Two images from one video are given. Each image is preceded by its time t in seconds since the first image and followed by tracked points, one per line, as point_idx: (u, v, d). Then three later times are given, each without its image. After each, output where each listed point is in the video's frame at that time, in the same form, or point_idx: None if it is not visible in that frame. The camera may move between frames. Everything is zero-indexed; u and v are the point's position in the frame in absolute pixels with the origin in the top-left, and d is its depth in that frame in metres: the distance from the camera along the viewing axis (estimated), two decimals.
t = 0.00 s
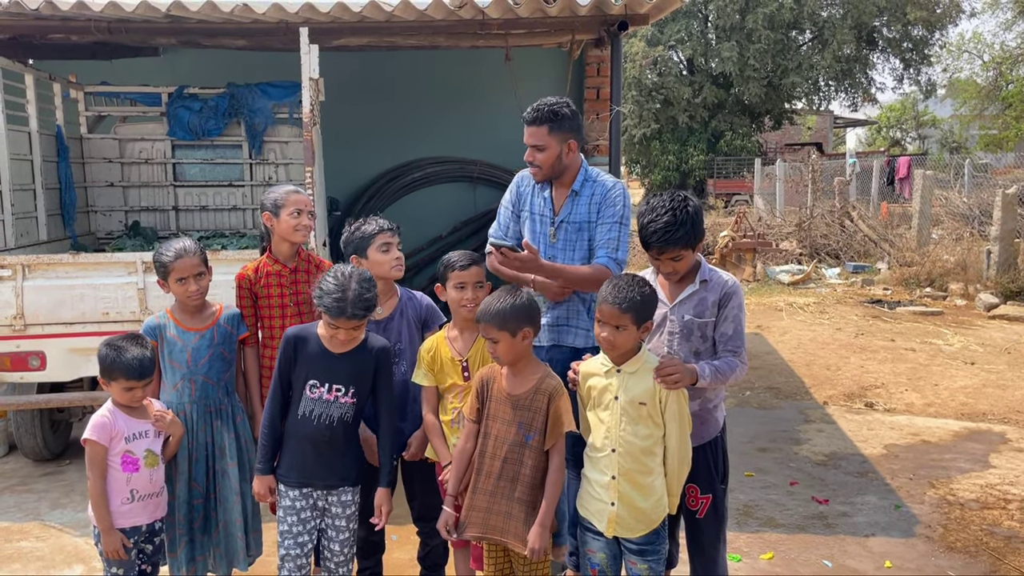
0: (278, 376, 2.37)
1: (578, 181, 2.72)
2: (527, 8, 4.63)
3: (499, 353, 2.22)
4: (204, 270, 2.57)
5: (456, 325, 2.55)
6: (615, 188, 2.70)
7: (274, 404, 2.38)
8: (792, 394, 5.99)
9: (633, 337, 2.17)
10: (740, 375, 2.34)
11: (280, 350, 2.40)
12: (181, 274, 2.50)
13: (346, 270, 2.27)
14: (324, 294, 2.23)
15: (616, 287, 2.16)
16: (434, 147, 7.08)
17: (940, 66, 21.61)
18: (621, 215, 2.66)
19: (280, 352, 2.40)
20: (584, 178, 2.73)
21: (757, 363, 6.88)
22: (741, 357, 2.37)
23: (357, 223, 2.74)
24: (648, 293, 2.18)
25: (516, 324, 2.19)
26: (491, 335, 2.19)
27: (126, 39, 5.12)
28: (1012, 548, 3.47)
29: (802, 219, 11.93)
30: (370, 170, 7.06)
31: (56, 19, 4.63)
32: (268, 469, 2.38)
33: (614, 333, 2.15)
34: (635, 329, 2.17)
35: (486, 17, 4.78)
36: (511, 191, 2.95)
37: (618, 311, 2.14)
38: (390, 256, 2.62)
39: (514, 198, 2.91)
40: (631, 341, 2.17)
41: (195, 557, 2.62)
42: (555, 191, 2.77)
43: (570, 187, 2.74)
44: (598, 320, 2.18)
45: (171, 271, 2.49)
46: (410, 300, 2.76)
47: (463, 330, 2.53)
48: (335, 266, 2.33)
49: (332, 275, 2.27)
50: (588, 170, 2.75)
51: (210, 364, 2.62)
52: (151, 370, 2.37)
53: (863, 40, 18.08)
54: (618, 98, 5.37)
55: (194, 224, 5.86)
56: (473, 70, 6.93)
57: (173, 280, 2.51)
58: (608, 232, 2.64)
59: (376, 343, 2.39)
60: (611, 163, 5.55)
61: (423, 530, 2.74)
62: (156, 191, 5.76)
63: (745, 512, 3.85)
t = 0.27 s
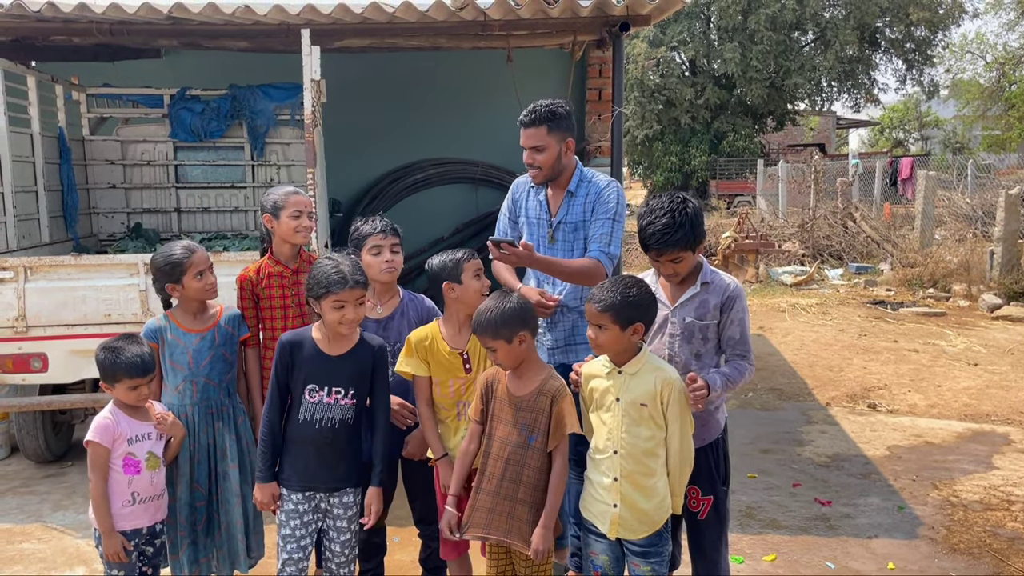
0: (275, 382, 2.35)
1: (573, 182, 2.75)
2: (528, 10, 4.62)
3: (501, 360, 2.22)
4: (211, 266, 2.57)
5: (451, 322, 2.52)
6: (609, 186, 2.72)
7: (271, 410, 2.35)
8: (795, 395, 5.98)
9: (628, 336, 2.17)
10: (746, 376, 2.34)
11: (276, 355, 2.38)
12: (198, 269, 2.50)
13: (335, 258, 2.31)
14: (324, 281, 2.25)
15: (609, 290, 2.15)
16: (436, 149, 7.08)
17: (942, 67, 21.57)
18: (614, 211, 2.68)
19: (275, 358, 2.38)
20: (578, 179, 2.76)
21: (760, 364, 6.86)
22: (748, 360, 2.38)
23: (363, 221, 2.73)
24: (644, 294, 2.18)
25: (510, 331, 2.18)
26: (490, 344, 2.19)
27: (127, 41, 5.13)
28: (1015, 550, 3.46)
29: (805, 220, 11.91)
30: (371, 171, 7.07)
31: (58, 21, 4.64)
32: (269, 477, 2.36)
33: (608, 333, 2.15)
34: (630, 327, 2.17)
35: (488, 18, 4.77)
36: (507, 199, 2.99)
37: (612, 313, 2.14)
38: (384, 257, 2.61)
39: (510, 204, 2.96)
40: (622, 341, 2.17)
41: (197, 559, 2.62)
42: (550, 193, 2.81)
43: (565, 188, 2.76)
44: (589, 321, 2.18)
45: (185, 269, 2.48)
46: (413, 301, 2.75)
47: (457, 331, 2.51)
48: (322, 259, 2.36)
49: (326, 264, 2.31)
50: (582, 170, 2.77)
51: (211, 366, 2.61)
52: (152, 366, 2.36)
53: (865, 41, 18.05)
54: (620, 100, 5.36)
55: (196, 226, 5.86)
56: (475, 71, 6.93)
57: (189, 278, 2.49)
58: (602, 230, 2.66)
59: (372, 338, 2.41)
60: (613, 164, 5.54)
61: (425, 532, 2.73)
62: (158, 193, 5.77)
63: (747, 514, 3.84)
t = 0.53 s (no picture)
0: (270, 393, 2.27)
1: (569, 179, 2.77)
2: (529, 10, 4.62)
3: (500, 360, 2.21)
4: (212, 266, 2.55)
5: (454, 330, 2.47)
6: (604, 182, 2.72)
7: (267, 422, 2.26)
8: (798, 395, 5.97)
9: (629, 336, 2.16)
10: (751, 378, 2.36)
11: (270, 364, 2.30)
12: (204, 269, 2.49)
13: (322, 255, 2.34)
14: (330, 270, 2.29)
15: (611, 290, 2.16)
16: (438, 149, 7.09)
17: (945, 66, 21.55)
18: (608, 204, 2.67)
19: (270, 368, 2.30)
20: (574, 176, 2.78)
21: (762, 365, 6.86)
22: (752, 363, 2.38)
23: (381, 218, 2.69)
24: (645, 294, 2.18)
25: (510, 331, 2.17)
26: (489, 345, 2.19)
27: (130, 42, 5.14)
28: (1019, 551, 3.45)
29: (808, 220, 11.90)
30: (373, 172, 7.08)
31: (60, 22, 4.65)
32: (274, 492, 2.28)
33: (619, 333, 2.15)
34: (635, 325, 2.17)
35: (490, 18, 4.78)
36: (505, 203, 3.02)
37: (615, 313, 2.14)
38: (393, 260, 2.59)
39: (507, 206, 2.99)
40: (625, 341, 2.16)
41: (205, 560, 2.59)
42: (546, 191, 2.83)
43: (561, 186, 2.78)
44: (591, 323, 2.18)
45: (190, 269, 2.46)
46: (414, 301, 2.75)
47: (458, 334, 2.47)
48: (304, 261, 2.35)
49: (317, 260, 2.33)
50: (577, 168, 2.79)
51: (218, 365, 2.58)
52: (153, 361, 2.35)
53: (868, 41, 18.03)
54: (622, 99, 5.35)
55: (198, 227, 5.87)
56: (477, 72, 6.93)
57: (194, 279, 2.47)
58: (598, 224, 2.65)
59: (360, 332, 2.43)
60: (615, 164, 5.53)
61: (427, 533, 2.73)
62: (161, 193, 5.78)
63: (749, 514, 3.83)
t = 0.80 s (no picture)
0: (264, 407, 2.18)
1: (566, 177, 2.77)
2: (532, 11, 4.61)
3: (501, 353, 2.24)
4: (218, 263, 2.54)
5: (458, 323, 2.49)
6: (602, 181, 2.71)
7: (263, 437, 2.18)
8: (801, 395, 5.96)
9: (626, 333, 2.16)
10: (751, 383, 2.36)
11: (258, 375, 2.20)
12: (210, 260, 2.50)
13: (299, 257, 2.30)
14: (314, 269, 2.26)
15: (613, 284, 2.17)
16: (441, 149, 7.09)
17: (947, 66, 21.55)
18: (607, 206, 2.67)
19: (258, 379, 2.20)
20: (572, 175, 2.78)
21: (765, 365, 6.85)
22: (752, 365, 2.38)
23: (384, 220, 2.70)
24: (639, 293, 2.16)
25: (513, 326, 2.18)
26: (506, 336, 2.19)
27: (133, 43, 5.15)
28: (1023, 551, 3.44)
29: (810, 220, 11.88)
30: (376, 172, 7.08)
31: (63, 22, 4.65)
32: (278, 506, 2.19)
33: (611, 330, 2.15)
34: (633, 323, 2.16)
35: (492, 19, 4.77)
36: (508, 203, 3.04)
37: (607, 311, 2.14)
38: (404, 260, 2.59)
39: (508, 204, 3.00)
40: (618, 337, 2.16)
41: (211, 561, 2.58)
42: (544, 191, 2.84)
43: (559, 184, 2.78)
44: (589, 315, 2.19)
45: (196, 264, 2.46)
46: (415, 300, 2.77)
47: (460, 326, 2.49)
48: (281, 266, 2.29)
49: (296, 262, 2.28)
50: (576, 167, 2.79)
51: (225, 366, 2.58)
52: (157, 357, 2.36)
53: (871, 40, 18.00)
54: (625, 99, 5.34)
55: (201, 227, 5.88)
56: (479, 72, 6.92)
57: (200, 273, 2.47)
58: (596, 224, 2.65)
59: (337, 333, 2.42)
60: (618, 164, 5.53)
61: (431, 533, 2.73)
62: (164, 194, 5.79)
63: (752, 514, 3.83)
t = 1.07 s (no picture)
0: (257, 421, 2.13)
1: (573, 176, 2.77)
2: (534, 10, 4.60)
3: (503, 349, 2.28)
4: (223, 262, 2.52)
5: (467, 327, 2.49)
6: (609, 181, 2.73)
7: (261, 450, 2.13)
8: (803, 394, 5.95)
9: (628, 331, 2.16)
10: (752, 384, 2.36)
11: (244, 386, 2.14)
12: (218, 260, 2.51)
13: (269, 264, 2.23)
14: (286, 276, 2.21)
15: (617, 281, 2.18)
16: (444, 148, 7.09)
17: (950, 64, 21.52)
18: (614, 208, 2.68)
19: (246, 391, 2.14)
20: (579, 174, 2.78)
21: (767, 364, 6.84)
22: (754, 366, 2.37)
23: (379, 220, 2.71)
24: (645, 292, 2.15)
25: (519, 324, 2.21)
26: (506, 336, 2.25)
27: (135, 43, 5.16)
28: None
29: (813, 219, 11.86)
30: (377, 172, 7.07)
31: (66, 23, 4.66)
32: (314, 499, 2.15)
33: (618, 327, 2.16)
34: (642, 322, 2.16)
35: (494, 18, 4.77)
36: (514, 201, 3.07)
37: (614, 308, 2.15)
38: (398, 263, 2.59)
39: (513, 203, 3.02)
40: (620, 334, 2.17)
41: (212, 561, 2.56)
42: (551, 190, 2.84)
43: (565, 182, 2.79)
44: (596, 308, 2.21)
45: (204, 263, 2.46)
46: (416, 299, 2.75)
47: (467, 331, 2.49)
48: (250, 275, 2.22)
49: (268, 269, 2.22)
50: (583, 165, 2.80)
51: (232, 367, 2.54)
52: (158, 356, 2.36)
53: (873, 39, 17.97)
54: (627, 98, 5.34)
55: (203, 227, 5.88)
56: (481, 71, 6.92)
57: (208, 272, 2.46)
58: (602, 224, 2.65)
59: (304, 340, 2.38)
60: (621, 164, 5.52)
61: (433, 534, 2.73)
62: (166, 194, 5.79)
63: (755, 514, 3.82)
